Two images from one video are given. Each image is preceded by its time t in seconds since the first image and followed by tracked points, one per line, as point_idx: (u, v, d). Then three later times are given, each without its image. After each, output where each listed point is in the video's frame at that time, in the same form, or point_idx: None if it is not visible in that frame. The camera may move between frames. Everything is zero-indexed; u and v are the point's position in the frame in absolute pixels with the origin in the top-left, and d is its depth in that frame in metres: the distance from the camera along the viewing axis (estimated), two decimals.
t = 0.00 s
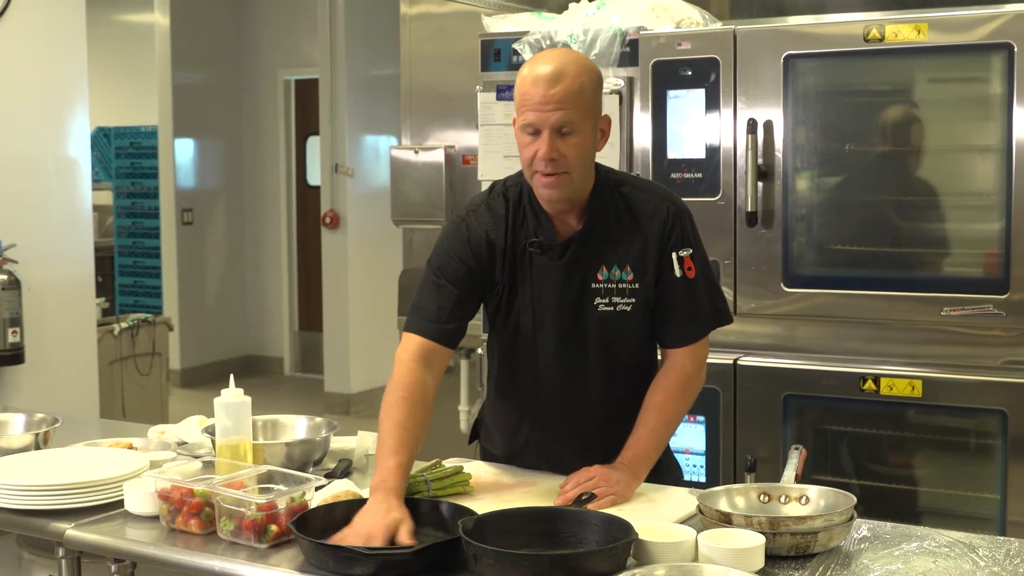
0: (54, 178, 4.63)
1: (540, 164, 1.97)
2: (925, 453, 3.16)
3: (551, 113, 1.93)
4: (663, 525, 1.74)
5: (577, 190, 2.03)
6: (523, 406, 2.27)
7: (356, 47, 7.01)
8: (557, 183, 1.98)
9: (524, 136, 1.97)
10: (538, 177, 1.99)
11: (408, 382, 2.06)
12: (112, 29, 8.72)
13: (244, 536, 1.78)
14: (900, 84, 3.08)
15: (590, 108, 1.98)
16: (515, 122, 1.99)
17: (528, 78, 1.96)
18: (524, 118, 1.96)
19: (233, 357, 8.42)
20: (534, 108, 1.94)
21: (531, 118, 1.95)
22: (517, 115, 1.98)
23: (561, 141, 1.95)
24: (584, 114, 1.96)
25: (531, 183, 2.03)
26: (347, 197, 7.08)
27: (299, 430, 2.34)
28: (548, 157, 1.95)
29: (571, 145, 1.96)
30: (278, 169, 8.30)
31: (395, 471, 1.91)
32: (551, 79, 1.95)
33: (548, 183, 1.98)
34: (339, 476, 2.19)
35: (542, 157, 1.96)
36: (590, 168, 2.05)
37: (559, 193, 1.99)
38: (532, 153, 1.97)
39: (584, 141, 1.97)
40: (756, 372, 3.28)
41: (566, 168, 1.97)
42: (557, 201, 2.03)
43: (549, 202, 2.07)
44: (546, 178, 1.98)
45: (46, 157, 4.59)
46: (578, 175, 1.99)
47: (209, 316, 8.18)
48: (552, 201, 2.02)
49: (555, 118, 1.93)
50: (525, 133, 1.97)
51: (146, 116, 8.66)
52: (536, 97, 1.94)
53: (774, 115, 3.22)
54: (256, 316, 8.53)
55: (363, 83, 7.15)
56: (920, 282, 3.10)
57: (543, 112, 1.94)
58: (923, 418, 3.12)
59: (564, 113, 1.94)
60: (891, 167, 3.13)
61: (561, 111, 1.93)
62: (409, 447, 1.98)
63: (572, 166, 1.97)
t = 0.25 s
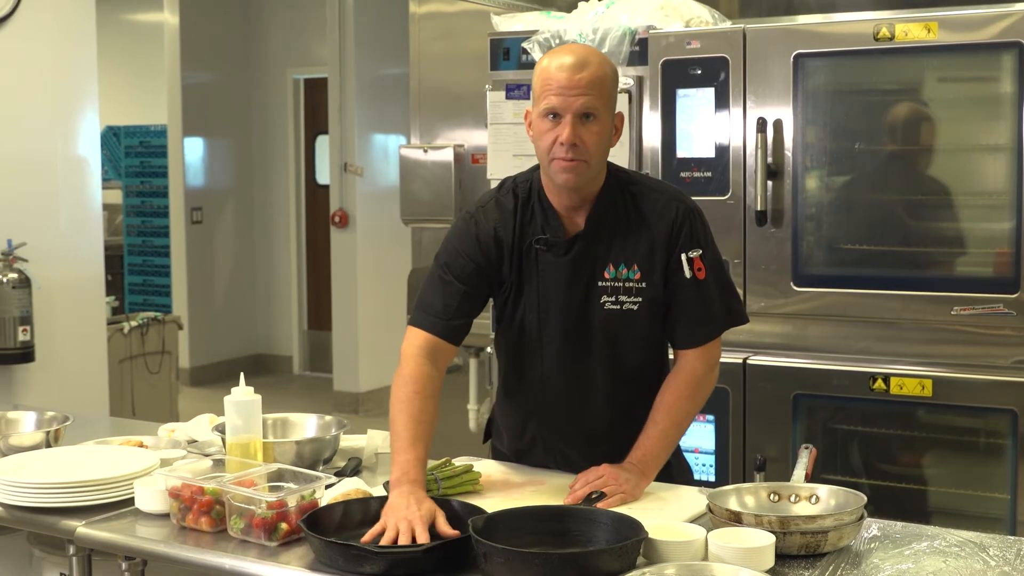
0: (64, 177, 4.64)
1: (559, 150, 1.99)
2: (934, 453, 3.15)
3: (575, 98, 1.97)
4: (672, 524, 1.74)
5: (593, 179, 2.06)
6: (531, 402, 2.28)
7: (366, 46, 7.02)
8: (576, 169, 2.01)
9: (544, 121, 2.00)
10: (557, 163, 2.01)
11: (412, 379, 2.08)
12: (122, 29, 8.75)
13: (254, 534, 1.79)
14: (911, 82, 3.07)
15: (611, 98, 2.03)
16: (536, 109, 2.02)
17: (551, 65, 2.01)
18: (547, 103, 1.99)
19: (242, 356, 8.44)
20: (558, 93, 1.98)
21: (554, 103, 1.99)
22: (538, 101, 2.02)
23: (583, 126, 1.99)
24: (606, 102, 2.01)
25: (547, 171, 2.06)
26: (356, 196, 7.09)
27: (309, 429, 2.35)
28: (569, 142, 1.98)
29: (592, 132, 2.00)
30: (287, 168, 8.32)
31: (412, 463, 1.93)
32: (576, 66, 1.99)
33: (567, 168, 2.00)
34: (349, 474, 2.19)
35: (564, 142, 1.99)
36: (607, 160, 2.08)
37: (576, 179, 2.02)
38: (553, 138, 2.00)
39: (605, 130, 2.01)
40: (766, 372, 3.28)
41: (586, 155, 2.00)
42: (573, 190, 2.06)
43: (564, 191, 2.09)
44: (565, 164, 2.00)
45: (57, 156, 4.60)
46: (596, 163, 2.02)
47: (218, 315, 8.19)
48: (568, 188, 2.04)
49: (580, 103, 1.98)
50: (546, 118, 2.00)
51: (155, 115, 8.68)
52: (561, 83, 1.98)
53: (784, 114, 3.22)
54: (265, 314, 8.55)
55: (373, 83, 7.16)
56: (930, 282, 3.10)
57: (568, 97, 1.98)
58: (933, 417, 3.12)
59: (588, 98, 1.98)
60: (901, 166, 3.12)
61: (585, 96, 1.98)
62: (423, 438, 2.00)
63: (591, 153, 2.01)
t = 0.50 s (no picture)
0: (72, 175, 4.65)
1: (570, 145, 2.00)
2: (942, 452, 3.15)
3: (585, 93, 1.98)
4: (680, 523, 1.74)
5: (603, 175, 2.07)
6: (541, 398, 2.28)
7: (373, 45, 7.03)
8: (586, 164, 2.01)
9: (554, 116, 2.01)
10: (567, 158, 2.02)
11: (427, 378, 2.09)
12: (129, 28, 8.77)
13: (262, 532, 1.79)
14: (920, 81, 3.07)
15: (621, 94, 2.03)
16: (546, 105, 2.03)
17: (562, 61, 2.01)
18: (557, 98, 2.00)
19: (250, 355, 8.46)
20: (568, 88, 1.99)
21: (564, 98, 1.99)
22: (548, 97, 2.02)
23: (593, 122, 1.99)
24: (616, 97, 2.01)
25: (557, 167, 2.06)
26: (363, 195, 7.09)
27: (316, 427, 2.35)
28: (579, 137, 1.98)
29: (602, 128, 2.00)
30: (294, 167, 8.33)
31: (428, 461, 1.94)
32: (586, 61, 1.99)
33: (577, 163, 2.01)
34: (357, 472, 2.19)
35: (574, 137, 1.99)
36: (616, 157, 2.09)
37: (586, 175, 2.02)
38: (563, 133, 2.00)
39: (614, 126, 2.02)
40: (773, 371, 3.27)
41: (595, 151, 2.01)
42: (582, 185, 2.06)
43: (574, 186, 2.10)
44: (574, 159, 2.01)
45: (64, 156, 4.61)
46: (606, 158, 2.03)
47: (225, 314, 8.21)
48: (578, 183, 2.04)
49: (590, 98, 1.98)
50: (557, 113, 2.00)
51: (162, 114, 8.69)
52: (571, 78, 1.98)
53: (792, 114, 3.22)
54: (273, 313, 8.56)
55: (380, 82, 7.16)
56: (938, 281, 3.09)
57: (577, 92, 1.98)
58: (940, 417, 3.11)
59: (598, 94, 1.99)
60: (909, 165, 3.12)
61: (595, 92, 1.98)
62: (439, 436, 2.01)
63: (601, 148, 2.01)
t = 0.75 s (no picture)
0: (73, 175, 4.66)
1: (584, 139, 2.00)
2: (943, 451, 3.14)
3: (601, 88, 1.99)
4: (681, 522, 1.74)
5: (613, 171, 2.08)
6: (545, 393, 2.29)
7: (375, 45, 7.03)
8: (599, 159, 2.02)
9: (568, 111, 2.01)
10: (580, 152, 2.02)
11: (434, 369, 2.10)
12: (131, 27, 8.77)
13: (263, 531, 1.79)
14: (921, 79, 3.07)
15: (634, 91, 2.05)
16: (559, 99, 2.03)
17: (576, 55, 2.02)
18: (572, 93, 2.01)
19: (251, 354, 8.46)
20: (583, 82, 2.00)
21: (579, 92, 2.00)
22: (562, 91, 2.03)
23: (608, 117, 2.00)
24: (629, 94, 2.03)
25: (568, 162, 2.06)
26: (364, 194, 7.09)
27: (318, 426, 2.35)
28: (593, 131, 1.99)
29: (615, 123, 2.01)
30: (295, 166, 8.33)
31: (432, 451, 1.96)
32: (602, 57, 2.00)
33: (591, 158, 2.01)
34: (358, 471, 2.20)
35: (588, 131, 2.00)
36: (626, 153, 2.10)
37: (597, 170, 2.03)
38: (578, 127, 2.01)
39: (627, 122, 2.03)
40: (774, 370, 3.27)
41: (608, 146, 2.02)
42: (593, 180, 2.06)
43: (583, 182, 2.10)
44: (587, 153, 2.01)
45: (66, 154, 4.62)
46: (618, 154, 2.04)
47: (226, 313, 8.21)
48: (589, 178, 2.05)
49: (605, 93, 1.99)
50: (570, 107, 2.01)
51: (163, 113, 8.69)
52: (586, 73, 1.99)
53: (793, 113, 3.22)
54: (273, 312, 8.56)
55: (381, 81, 7.17)
56: (939, 280, 3.09)
57: (593, 87, 1.99)
58: (941, 416, 3.11)
59: (613, 90, 2.00)
60: (910, 164, 3.12)
61: (610, 87, 2.00)
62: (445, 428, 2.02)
63: (614, 144, 2.02)
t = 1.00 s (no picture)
0: (73, 176, 4.66)
1: (594, 137, 2.03)
2: (941, 454, 3.15)
3: (612, 88, 2.02)
4: (679, 524, 1.75)
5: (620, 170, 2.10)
6: (544, 391, 2.29)
7: (375, 46, 7.04)
8: (609, 157, 2.04)
9: (579, 109, 2.04)
10: (590, 150, 2.04)
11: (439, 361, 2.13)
12: (131, 28, 8.78)
13: (262, 532, 1.80)
14: (920, 82, 3.07)
15: (643, 92, 2.08)
16: (569, 98, 2.06)
17: (587, 55, 2.05)
18: (584, 91, 2.03)
19: (250, 355, 8.46)
20: (594, 81, 2.02)
21: (590, 91, 2.03)
22: (574, 90, 2.05)
23: (618, 116, 2.03)
24: (639, 95, 2.06)
25: (577, 160, 2.09)
26: (364, 195, 7.10)
27: (317, 427, 2.35)
28: (604, 130, 2.02)
29: (625, 123, 2.04)
30: (295, 167, 8.33)
31: (431, 440, 2.01)
32: (614, 57, 2.03)
33: (600, 156, 2.04)
34: (357, 473, 2.20)
35: (599, 130, 2.02)
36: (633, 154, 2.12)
37: (606, 169, 2.05)
38: (588, 126, 2.03)
39: (636, 122, 2.06)
40: (773, 372, 3.27)
41: (618, 145, 2.04)
42: (600, 179, 2.09)
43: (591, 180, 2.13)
44: (597, 152, 2.04)
45: (65, 155, 4.62)
46: (627, 153, 2.06)
47: (226, 314, 8.21)
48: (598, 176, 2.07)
49: (616, 93, 2.02)
50: (581, 106, 2.04)
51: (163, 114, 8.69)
52: (598, 72, 2.02)
53: (792, 115, 3.22)
54: (273, 314, 8.56)
55: (381, 83, 7.17)
56: (938, 283, 3.09)
57: (605, 86, 2.02)
58: (940, 419, 3.11)
59: (624, 90, 2.03)
60: (910, 168, 3.12)
61: (621, 87, 2.02)
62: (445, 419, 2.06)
63: (623, 143, 2.05)
